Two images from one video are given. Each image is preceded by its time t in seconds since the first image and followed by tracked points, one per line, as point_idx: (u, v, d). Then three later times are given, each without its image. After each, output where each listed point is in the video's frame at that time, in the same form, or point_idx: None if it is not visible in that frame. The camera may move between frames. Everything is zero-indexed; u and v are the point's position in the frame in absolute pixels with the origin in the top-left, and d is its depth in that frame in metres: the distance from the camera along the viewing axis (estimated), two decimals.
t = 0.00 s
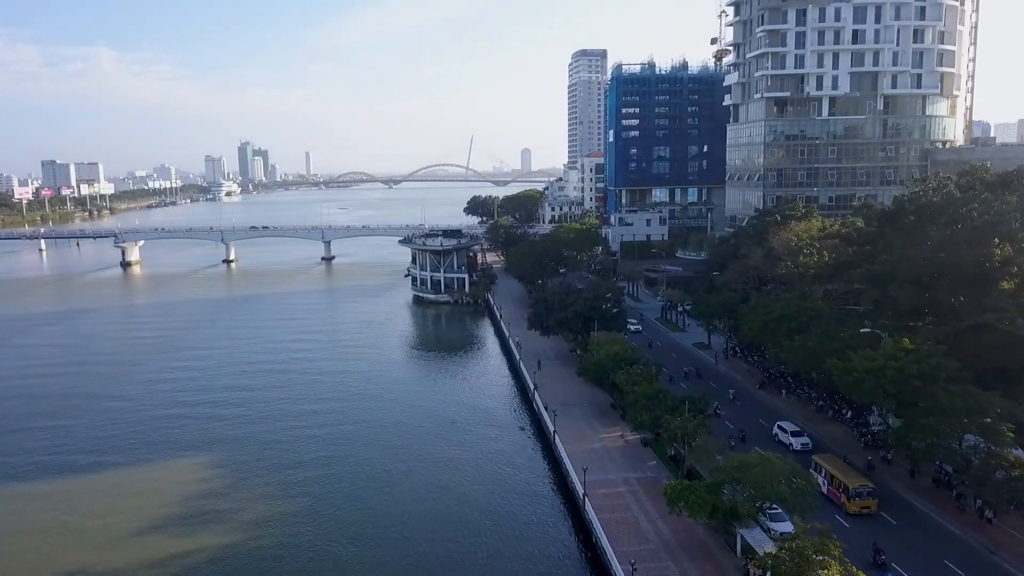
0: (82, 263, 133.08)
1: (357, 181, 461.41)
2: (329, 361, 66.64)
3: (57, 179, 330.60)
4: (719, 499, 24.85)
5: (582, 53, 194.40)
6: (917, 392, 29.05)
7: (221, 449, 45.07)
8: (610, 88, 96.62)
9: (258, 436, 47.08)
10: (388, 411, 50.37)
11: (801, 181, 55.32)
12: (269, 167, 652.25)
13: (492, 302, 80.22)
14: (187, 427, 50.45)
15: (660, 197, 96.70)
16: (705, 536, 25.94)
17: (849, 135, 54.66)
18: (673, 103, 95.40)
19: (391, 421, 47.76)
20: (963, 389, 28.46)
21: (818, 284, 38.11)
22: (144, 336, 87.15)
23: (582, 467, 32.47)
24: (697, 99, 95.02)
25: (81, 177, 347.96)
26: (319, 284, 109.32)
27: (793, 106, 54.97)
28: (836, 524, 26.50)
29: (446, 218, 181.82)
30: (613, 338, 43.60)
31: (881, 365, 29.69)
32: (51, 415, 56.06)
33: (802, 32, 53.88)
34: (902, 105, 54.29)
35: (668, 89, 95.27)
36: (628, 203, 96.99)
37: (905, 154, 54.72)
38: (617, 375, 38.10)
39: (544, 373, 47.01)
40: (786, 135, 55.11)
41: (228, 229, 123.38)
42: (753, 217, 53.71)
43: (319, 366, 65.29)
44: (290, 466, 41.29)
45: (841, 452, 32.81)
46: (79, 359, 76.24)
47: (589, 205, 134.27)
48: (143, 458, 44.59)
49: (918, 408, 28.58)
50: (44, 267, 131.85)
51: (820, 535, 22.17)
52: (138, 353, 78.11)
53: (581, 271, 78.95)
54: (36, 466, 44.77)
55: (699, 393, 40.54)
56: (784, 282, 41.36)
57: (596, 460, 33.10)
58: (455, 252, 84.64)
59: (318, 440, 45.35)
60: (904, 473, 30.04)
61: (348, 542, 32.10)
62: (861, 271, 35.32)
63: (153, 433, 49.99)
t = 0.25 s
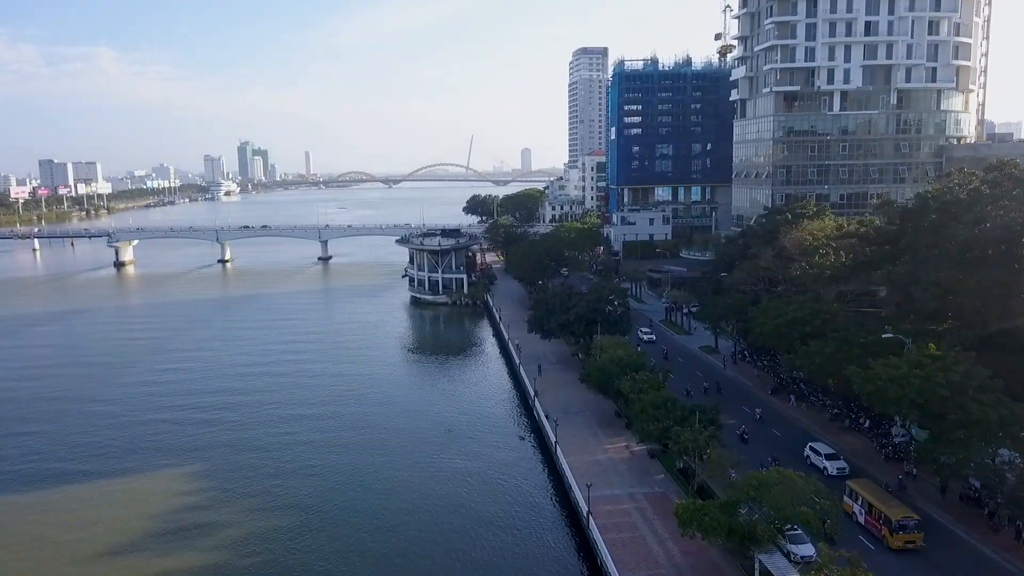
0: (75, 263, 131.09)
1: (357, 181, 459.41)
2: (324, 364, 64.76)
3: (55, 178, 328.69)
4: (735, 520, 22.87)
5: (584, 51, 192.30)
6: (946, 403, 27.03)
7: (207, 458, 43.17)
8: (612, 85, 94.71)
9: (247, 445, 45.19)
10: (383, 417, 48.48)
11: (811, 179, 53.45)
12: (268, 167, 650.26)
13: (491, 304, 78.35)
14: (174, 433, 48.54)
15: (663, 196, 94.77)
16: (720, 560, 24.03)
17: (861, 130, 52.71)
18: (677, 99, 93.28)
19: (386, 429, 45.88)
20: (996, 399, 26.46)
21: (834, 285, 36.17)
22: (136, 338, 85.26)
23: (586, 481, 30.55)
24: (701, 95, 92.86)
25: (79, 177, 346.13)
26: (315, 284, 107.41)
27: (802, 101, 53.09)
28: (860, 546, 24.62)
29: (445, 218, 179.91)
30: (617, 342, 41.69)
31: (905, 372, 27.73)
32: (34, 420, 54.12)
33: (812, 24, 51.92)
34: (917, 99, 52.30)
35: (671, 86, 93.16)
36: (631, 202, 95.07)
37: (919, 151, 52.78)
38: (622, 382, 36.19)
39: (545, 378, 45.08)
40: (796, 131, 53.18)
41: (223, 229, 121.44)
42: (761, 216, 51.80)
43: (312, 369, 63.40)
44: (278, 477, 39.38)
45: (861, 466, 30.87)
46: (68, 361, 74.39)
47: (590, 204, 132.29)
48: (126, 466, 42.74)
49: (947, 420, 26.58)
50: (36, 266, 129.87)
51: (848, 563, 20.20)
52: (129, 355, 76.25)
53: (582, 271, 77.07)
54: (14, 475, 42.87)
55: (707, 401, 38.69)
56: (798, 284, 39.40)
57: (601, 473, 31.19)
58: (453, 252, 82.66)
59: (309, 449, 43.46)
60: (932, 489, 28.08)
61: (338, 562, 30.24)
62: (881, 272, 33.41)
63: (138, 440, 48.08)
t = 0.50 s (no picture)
0: (68, 263, 129.21)
1: (356, 180, 457.34)
2: (317, 368, 62.82)
3: (52, 177, 326.95)
4: (753, 547, 20.92)
5: (585, 48, 190.00)
6: (978, 415, 25.00)
7: (192, 468, 41.23)
8: (614, 81, 92.75)
9: (234, 454, 43.26)
10: (376, 425, 46.56)
11: (822, 176, 51.61)
12: (268, 166, 648.30)
13: (490, 304, 76.51)
14: (159, 440, 46.62)
15: (666, 194, 92.92)
16: None
17: (874, 125, 50.80)
18: (680, 96, 91.29)
19: (379, 438, 43.97)
20: None
21: (851, 288, 34.27)
22: (127, 339, 83.42)
23: (589, 498, 28.65)
24: (704, 92, 90.84)
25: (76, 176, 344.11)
26: (311, 285, 105.59)
27: (813, 95, 51.25)
28: (889, 574, 22.70)
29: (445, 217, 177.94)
30: (622, 347, 39.76)
31: (932, 382, 25.83)
32: (16, 426, 52.28)
33: (823, 15, 49.99)
34: (932, 93, 50.33)
35: (674, 82, 91.17)
36: (633, 200, 93.23)
37: (934, 146, 50.80)
38: (627, 390, 34.28)
39: (546, 384, 43.26)
40: (806, 126, 51.31)
41: (218, 228, 119.54)
42: (771, 215, 49.92)
43: (305, 373, 61.56)
44: (266, 490, 37.49)
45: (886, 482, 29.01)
46: (55, 364, 72.39)
47: (591, 203, 130.37)
48: (107, 477, 40.80)
49: (980, 433, 24.62)
50: (28, 267, 127.98)
51: None
52: (118, 358, 74.27)
53: (585, 272, 75.23)
54: None
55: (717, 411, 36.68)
56: (812, 286, 37.55)
57: (605, 489, 29.28)
58: (452, 251, 80.65)
59: (299, 460, 41.53)
60: (964, 508, 26.21)
61: None
62: (903, 274, 31.54)
63: (122, 447, 46.26)
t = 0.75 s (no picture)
0: (61, 262, 127.24)
1: (355, 179, 455.25)
2: (310, 371, 60.82)
3: (49, 176, 324.97)
4: None
5: (585, 45, 187.94)
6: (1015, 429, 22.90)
7: (175, 479, 39.27)
8: (616, 77, 90.69)
9: (219, 463, 41.28)
10: (369, 432, 44.62)
11: (833, 172, 49.68)
12: (267, 165, 646.34)
13: (489, 305, 74.66)
14: (141, 446, 44.66)
15: (668, 192, 90.93)
16: None
17: (888, 119, 48.73)
18: (683, 92, 89.22)
19: (372, 447, 42.03)
20: None
21: (871, 290, 32.28)
22: (117, 340, 81.52)
23: (593, 515, 26.76)
24: (708, 88, 88.79)
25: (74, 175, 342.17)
26: (307, 285, 103.74)
27: (824, 88, 49.32)
28: None
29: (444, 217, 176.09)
30: (627, 352, 37.85)
31: (964, 394, 23.80)
32: None
33: (835, 5, 47.99)
34: (948, 86, 48.26)
35: (678, 78, 89.11)
36: (635, 198, 91.27)
37: (950, 141, 48.78)
38: (633, 398, 32.36)
39: (547, 390, 41.35)
40: (816, 121, 49.32)
41: (212, 228, 117.58)
42: (780, 213, 47.95)
43: (297, 376, 59.67)
44: (251, 503, 35.58)
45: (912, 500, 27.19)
46: (41, 366, 70.40)
47: (592, 202, 128.32)
48: (86, 487, 38.93)
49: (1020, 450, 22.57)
50: (20, 266, 126.00)
51: None
52: (106, 359, 72.28)
53: (586, 272, 73.39)
54: None
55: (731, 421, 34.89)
56: (829, 288, 35.58)
57: (610, 505, 27.38)
58: (449, 251, 78.46)
59: (287, 470, 39.59)
60: (1000, 531, 24.42)
61: None
62: (929, 276, 29.55)
63: (105, 454, 44.39)
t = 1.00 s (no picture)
0: (52, 261, 125.19)
1: (355, 178, 453.04)
2: (302, 372, 58.89)
3: (46, 175, 323.00)
4: None
5: (585, 43, 186.08)
6: None
7: (155, 487, 37.30)
8: (618, 71, 88.66)
9: (202, 470, 39.32)
10: (361, 437, 42.65)
11: (844, 167, 47.83)
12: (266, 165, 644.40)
13: (487, 305, 72.77)
14: (122, 450, 42.71)
15: (671, 189, 89.14)
16: None
17: (901, 112, 46.87)
18: (686, 87, 87.23)
19: (363, 453, 40.07)
20: None
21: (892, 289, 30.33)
22: (106, 340, 79.55)
23: (595, 533, 24.78)
24: (712, 83, 86.82)
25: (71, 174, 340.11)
26: (302, 284, 101.83)
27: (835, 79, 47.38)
28: None
29: (442, 216, 174.25)
30: (632, 355, 35.94)
31: (1001, 402, 21.84)
32: None
33: None
34: (964, 77, 46.40)
35: (680, 73, 87.13)
36: (637, 196, 89.46)
37: (967, 135, 46.88)
38: (638, 405, 30.45)
39: (547, 394, 39.42)
40: (827, 113, 47.42)
41: (206, 226, 115.57)
42: (790, 209, 46.07)
43: (289, 377, 57.76)
44: (232, 515, 33.59)
45: (939, 513, 25.25)
46: (26, 367, 68.42)
47: (592, 200, 126.36)
48: (61, 494, 36.98)
49: None
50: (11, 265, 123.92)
51: None
52: (93, 360, 70.31)
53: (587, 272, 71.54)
54: None
55: (742, 429, 32.92)
56: (846, 287, 33.65)
57: (614, 521, 25.44)
58: (447, 249, 76.39)
59: (273, 479, 37.63)
60: None
61: None
62: (957, 274, 27.60)
63: (84, 458, 42.43)
